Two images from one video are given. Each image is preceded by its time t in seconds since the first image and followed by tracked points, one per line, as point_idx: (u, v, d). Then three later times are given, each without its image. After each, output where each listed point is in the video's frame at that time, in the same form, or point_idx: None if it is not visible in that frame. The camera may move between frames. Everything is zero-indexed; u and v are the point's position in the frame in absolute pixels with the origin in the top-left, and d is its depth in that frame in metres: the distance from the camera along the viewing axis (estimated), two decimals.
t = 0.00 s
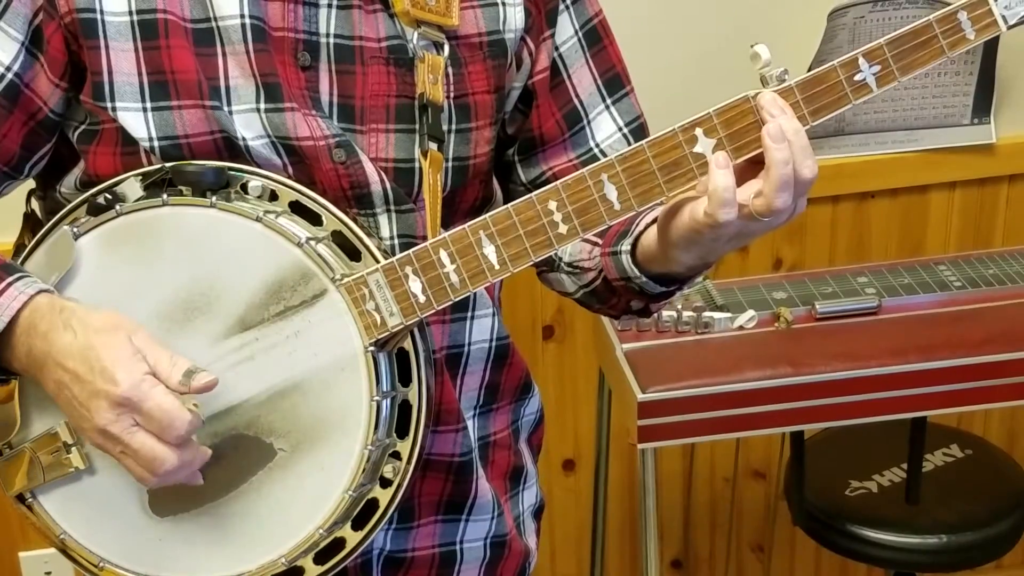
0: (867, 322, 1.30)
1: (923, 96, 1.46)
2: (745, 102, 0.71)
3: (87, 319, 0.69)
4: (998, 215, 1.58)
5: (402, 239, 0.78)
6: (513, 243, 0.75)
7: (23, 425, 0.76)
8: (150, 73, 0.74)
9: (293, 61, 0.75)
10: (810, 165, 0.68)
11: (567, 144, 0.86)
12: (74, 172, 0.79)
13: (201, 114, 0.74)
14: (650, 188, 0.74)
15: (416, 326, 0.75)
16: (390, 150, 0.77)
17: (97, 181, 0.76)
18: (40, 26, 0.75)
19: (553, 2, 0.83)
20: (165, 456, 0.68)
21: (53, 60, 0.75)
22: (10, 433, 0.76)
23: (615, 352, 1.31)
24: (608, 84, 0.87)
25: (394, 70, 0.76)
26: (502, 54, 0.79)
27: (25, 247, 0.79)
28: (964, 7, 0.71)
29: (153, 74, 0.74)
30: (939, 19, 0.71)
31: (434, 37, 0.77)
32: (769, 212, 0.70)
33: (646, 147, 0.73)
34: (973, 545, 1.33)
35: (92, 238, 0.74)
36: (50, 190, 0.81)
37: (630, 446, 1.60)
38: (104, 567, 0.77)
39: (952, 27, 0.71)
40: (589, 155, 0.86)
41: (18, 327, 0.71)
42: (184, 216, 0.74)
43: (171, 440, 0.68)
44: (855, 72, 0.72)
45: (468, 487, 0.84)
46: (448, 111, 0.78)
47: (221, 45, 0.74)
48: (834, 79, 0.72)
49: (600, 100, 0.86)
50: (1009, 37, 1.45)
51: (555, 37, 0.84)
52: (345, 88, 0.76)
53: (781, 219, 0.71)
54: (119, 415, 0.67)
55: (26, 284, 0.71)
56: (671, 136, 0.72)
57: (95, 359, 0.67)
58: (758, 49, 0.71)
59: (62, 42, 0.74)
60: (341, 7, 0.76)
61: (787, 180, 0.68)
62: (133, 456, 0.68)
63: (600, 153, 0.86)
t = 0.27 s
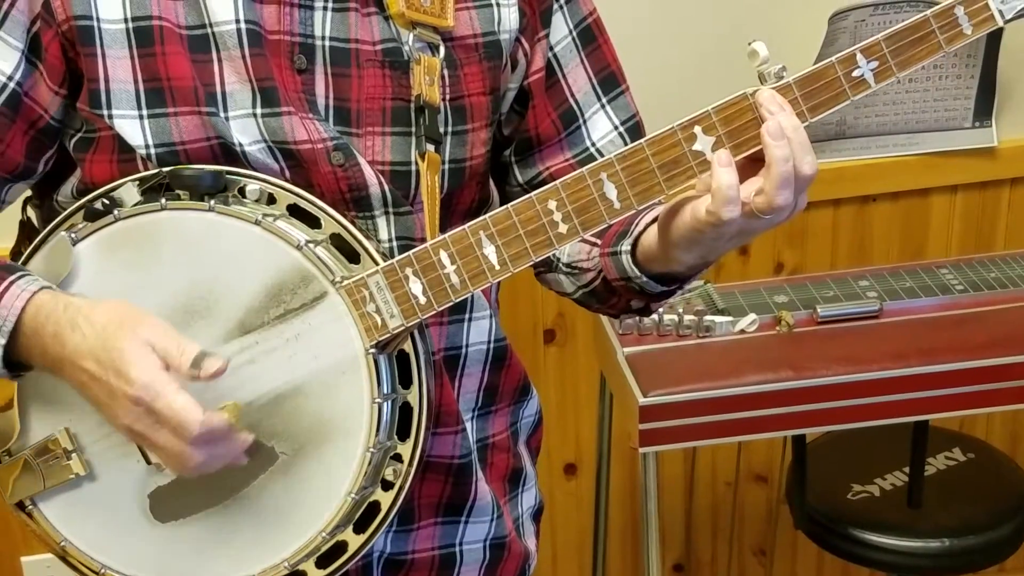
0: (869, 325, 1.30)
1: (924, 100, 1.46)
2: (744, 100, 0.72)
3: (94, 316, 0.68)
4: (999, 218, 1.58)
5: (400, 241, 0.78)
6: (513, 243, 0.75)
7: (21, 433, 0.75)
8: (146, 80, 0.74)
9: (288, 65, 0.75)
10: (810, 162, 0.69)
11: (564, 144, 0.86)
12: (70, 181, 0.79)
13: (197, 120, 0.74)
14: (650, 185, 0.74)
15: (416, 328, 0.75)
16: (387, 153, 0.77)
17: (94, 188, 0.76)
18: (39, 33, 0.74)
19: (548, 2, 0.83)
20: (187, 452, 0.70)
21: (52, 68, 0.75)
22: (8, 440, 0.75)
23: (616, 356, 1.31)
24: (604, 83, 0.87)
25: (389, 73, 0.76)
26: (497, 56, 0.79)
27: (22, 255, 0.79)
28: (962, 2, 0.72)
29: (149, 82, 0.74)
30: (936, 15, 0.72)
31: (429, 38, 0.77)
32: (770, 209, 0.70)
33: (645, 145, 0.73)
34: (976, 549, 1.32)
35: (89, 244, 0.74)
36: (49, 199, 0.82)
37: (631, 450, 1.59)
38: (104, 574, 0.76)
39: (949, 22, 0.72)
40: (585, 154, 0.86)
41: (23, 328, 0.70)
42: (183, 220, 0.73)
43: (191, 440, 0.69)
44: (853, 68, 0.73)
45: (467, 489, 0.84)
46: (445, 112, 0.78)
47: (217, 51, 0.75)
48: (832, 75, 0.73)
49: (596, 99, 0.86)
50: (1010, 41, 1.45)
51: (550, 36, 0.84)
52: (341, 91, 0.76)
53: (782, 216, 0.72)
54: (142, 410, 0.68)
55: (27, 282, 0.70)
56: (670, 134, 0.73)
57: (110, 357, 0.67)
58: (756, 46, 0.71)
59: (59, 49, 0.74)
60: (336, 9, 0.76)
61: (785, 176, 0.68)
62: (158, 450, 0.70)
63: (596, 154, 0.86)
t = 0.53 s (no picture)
0: (872, 330, 1.30)
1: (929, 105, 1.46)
2: (735, 103, 0.74)
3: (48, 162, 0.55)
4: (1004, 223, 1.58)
5: (396, 243, 0.78)
6: (504, 247, 0.76)
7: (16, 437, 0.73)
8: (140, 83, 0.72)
9: (283, 71, 0.76)
10: (800, 169, 0.70)
11: (559, 146, 0.87)
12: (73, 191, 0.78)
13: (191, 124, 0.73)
14: (642, 189, 0.76)
15: (409, 331, 0.75)
16: (382, 157, 0.78)
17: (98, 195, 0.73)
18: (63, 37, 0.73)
19: (544, 5, 0.84)
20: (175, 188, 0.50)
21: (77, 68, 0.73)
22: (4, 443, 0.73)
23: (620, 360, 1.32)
24: (599, 85, 0.88)
25: (385, 77, 0.77)
26: (492, 59, 0.80)
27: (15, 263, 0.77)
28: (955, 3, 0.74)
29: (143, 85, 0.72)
30: (931, 16, 0.74)
31: (423, 43, 0.78)
32: (761, 215, 0.71)
33: (638, 149, 0.75)
34: (981, 554, 1.32)
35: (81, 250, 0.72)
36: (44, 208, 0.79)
37: (635, 454, 1.60)
38: None
39: (943, 23, 0.74)
40: (581, 156, 0.87)
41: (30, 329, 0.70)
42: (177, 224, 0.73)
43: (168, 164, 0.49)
44: (846, 71, 0.73)
45: (465, 491, 0.84)
46: (440, 117, 0.79)
47: (213, 55, 0.74)
48: (825, 78, 0.73)
49: (591, 101, 0.88)
50: (1015, 46, 1.45)
51: (546, 39, 0.85)
52: (336, 96, 0.77)
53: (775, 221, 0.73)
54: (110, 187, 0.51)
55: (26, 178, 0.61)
56: (662, 137, 0.75)
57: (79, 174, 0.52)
58: (749, 48, 0.72)
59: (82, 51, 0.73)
60: (331, 14, 0.77)
61: (776, 181, 0.70)
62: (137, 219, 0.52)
63: (592, 155, 0.87)
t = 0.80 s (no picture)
0: (877, 333, 1.30)
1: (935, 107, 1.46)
2: (740, 104, 0.74)
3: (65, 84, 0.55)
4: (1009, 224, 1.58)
5: (400, 246, 0.79)
6: (509, 250, 0.76)
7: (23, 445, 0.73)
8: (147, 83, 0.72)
9: (283, 77, 0.76)
10: (793, 169, 0.70)
11: (553, 150, 0.87)
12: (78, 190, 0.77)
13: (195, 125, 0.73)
14: (646, 190, 0.75)
15: (415, 336, 0.76)
16: (383, 162, 0.78)
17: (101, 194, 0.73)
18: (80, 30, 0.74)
19: (540, 8, 0.84)
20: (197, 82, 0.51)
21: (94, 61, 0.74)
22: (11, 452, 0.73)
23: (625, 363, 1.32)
24: (593, 89, 0.88)
25: (385, 82, 0.77)
26: (492, 62, 0.80)
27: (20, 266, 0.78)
28: (956, 3, 0.74)
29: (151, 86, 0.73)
30: (932, 15, 0.74)
31: (423, 47, 0.78)
32: (749, 209, 0.71)
33: (641, 150, 0.75)
34: (987, 556, 1.32)
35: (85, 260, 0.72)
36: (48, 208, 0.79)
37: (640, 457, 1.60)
38: None
39: (945, 23, 0.74)
40: (575, 160, 0.87)
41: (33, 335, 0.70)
42: (180, 230, 0.72)
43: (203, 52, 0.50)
44: (849, 71, 0.73)
45: (469, 492, 0.84)
46: (441, 121, 0.79)
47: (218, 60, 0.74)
48: (827, 78, 0.73)
49: (585, 105, 0.88)
50: (1019, 48, 1.45)
51: (541, 42, 0.85)
52: (337, 101, 0.77)
53: (762, 217, 0.73)
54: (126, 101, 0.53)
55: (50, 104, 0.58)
56: (665, 139, 0.75)
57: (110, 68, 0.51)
58: (751, 48, 0.73)
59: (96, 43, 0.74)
60: (329, 19, 0.77)
61: (768, 176, 0.69)
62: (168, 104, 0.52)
63: (586, 158, 0.88)
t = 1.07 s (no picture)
0: (882, 335, 1.30)
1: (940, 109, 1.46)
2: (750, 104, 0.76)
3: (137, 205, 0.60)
4: (1013, 226, 1.58)
5: (408, 249, 0.79)
6: (520, 253, 0.77)
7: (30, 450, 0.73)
8: (152, 90, 0.73)
9: (290, 80, 0.76)
10: (809, 166, 0.71)
11: (559, 152, 0.87)
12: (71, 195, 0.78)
13: (202, 132, 0.73)
14: (658, 192, 0.77)
15: (425, 339, 0.76)
16: (390, 165, 0.78)
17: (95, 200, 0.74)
18: (68, 37, 0.72)
19: (546, 10, 0.85)
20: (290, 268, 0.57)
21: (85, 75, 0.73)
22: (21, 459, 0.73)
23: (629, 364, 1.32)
24: (598, 91, 0.88)
25: (392, 85, 0.78)
26: (498, 65, 0.81)
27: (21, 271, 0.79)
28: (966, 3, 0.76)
29: (155, 92, 0.73)
30: (942, 15, 0.76)
31: (430, 50, 0.78)
32: (769, 209, 0.72)
33: (652, 152, 0.76)
34: (991, 559, 1.32)
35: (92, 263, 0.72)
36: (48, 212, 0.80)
37: (643, 459, 1.60)
38: None
39: (954, 23, 0.76)
40: (580, 162, 0.87)
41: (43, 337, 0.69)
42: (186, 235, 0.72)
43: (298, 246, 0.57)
44: (859, 71, 0.75)
45: (477, 494, 0.84)
46: (448, 123, 0.79)
47: (221, 62, 0.74)
48: (838, 78, 0.75)
49: (591, 107, 0.88)
50: None
51: (546, 45, 0.85)
52: (343, 104, 0.77)
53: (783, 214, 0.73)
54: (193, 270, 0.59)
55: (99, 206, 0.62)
56: (675, 141, 0.76)
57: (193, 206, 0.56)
58: (760, 50, 0.74)
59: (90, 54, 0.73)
60: (337, 22, 0.77)
61: (784, 175, 0.70)
62: (258, 272, 0.58)
63: (591, 160, 0.87)
